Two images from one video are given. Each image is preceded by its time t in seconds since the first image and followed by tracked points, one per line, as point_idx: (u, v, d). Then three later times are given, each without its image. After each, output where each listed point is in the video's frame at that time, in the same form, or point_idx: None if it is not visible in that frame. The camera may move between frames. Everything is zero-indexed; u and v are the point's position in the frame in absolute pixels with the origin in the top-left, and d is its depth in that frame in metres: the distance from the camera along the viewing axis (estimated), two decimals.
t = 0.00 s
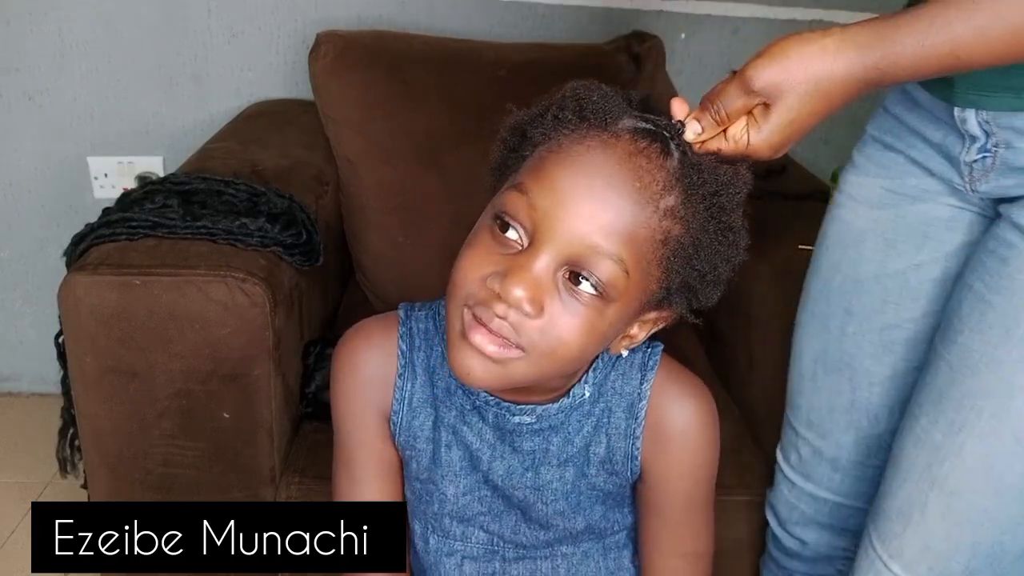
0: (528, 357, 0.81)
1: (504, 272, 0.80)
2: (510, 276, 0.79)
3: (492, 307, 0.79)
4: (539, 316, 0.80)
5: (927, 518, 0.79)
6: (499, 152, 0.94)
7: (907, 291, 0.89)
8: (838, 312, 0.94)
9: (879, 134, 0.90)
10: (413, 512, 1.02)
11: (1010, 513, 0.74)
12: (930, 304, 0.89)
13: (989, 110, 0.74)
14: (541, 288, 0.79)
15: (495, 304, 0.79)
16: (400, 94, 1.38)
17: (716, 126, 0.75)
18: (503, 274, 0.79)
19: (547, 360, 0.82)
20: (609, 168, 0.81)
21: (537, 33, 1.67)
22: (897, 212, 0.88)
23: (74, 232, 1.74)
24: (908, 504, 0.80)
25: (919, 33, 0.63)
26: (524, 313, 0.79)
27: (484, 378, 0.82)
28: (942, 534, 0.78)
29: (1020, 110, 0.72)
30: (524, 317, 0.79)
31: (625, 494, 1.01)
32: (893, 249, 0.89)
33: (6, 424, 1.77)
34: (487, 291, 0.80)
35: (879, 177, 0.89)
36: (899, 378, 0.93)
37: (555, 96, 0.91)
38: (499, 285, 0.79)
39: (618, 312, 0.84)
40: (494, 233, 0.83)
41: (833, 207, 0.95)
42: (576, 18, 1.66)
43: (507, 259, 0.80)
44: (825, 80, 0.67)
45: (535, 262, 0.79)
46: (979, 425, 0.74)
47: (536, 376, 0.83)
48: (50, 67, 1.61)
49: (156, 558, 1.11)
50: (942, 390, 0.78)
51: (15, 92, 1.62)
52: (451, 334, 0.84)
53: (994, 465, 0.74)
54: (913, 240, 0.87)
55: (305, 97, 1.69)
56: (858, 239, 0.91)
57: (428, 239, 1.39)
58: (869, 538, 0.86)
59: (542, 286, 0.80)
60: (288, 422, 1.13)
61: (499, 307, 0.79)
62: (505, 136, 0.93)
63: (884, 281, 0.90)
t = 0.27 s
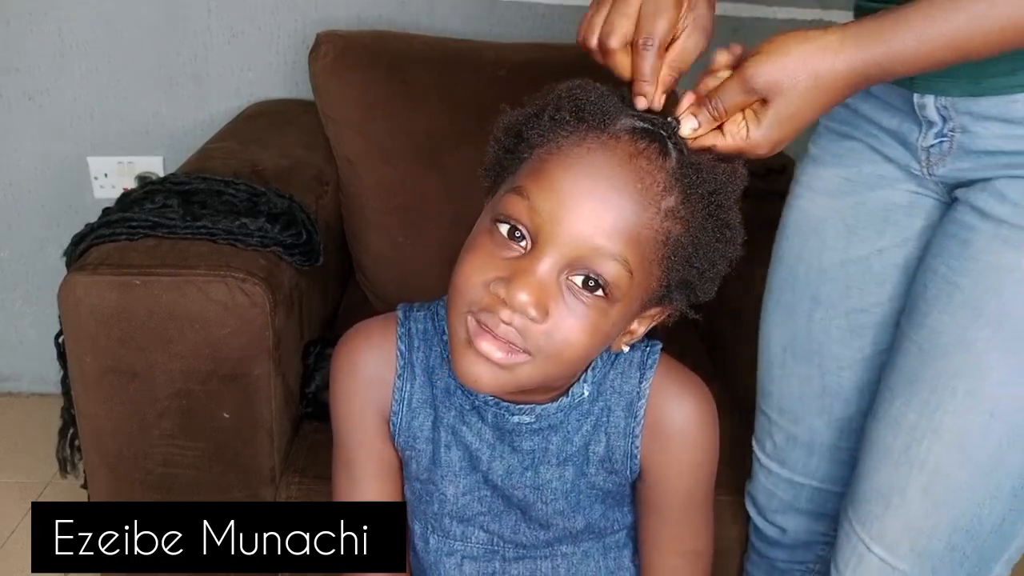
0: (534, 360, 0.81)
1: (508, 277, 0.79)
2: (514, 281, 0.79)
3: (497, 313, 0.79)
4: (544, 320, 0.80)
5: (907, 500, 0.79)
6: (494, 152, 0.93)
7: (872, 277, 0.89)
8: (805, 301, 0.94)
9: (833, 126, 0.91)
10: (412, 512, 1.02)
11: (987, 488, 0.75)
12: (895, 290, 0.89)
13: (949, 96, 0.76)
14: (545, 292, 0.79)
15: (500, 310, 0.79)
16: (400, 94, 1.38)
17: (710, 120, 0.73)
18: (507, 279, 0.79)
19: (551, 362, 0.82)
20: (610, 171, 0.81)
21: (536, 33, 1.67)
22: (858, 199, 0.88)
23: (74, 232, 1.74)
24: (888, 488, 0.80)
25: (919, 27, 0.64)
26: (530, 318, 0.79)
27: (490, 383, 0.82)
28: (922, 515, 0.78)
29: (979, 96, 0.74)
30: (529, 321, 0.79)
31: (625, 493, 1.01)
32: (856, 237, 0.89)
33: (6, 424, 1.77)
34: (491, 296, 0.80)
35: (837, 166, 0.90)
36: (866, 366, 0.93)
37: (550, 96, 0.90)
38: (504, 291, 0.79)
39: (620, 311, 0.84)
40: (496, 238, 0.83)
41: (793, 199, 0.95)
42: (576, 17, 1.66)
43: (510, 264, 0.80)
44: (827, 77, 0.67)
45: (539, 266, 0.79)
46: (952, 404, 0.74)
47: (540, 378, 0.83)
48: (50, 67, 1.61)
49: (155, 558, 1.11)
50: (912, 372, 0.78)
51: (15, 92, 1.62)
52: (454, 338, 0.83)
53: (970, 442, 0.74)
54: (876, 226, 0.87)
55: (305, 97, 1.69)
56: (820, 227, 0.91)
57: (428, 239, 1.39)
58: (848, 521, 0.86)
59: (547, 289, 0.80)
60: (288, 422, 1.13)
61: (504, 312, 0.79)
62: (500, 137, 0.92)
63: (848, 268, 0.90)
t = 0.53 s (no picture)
0: (536, 354, 0.81)
1: (509, 271, 0.79)
2: (516, 275, 0.79)
3: (500, 306, 0.79)
4: (546, 313, 0.80)
5: (900, 486, 0.78)
6: (489, 150, 0.93)
7: (851, 268, 0.89)
8: (787, 296, 0.94)
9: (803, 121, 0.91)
10: (411, 512, 1.02)
11: (978, 470, 0.75)
12: (874, 280, 0.89)
13: (923, 88, 0.76)
14: (547, 285, 0.79)
15: (503, 304, 0.79)
16: (400, 94, 1.38)
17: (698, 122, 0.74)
18: (508, 273, 0.79)
19: (553, 356, 0.82)
20: (610, 164, 0.81)
21: (536, 33, 1.67)
22: (834, 193, 0.88)
23: (74, 232, 1.74)
24: (881, 475, 0.80)
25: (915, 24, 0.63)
26: (533, 311, 0.79)
27: (493, 379, 0.82)
28: (916, 500, 0.77)
29: (953, 88, 0.74)
30: (532, 314, 0.79)
31: (622, 491, 1.01)
32: (835, 229, 0.89)
33: (6, 424, 1.77)
34: (492, 291, 0.80)
35: (809, 160, 0.90)
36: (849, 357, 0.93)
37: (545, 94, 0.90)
38: (506, 284, 0.79)
39: (620, 304, 0.84)
40: (496, 234, 0.83)
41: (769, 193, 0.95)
42: (575, 18, 1.66)
43: (510, 258, 0.80)
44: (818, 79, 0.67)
45: (540, 259, 0.80)
46: (942, 390, 0.75)
47: (542, 373, 0.83)
48: (50, 67, 1.60)
49: (156, 558, 1.11)
50: (898, 361, 0.79)
51: (15, 92, 1.62)
52: (455, 336, 0.83)
53: (961, 427, 0.74)
54: (852, 218, 0.88)
55: (305, 97, 1.69)
56: (797, 223, 0.92)
57: (427, 239, 1.39)
58: (843, 509, 0.85)
59: (548, 282, 0.80)
60: (288, 422, 1.13)
61: (507, 306, 0.79)
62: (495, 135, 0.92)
63: (827, 261, 0.90)
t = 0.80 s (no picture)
0: (523, 349, 0.82)
1: (494, 267, 0.80)
2: (500, 270, 0.79)
3: (485, 302, 0.80)
4: (531, 308, 0.80)
5: (905, 484, 0.78)
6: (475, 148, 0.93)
7: (842, 266, 0.89)
8: (778, 296, 0.94)
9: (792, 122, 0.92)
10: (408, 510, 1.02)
11: (982, 466, 0.75)
12: (865, 277, 0.89)
13: (914, 85, 0.77)
14: (532, 280, 0.80)
15: (488, 300, 0.79)
16: (400, 95, 1.38)
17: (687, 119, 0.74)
18: (493, 269, 0.80)
19: (540, 351, 0.82)
20: (591, 160, 0.81)
21: (536, 33, 1.67)
22: (825, 192, 0.88)
23: (74, 232, 1.74)
24: (885, 475, 0.79)
25: (903, 22, 0.63)
26: (517, 307, 0.79)
27: (481, 377, 0.82)
28: (921, 498, 0.77)
29: (944, 84, 0.75)
30: (516, 310, 0.79)
31: (617, 486, 1.01)
32: (825, 227, 0.89)
33: (6, 424, 1.77)
34: (478, 287, 0.80)
35: (799, 159, 0.90)
36: (841, 356, 0.93)
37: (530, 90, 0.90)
38: (490, 281, 0.79)
39: (606, 299, 0.84)
40: (482, 231, 0.83)
41: (758, 194, 0.95)
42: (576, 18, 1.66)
43: (495, 254, 0.81)
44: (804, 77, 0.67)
45: (524, 254, 0.80)
46: (943, 389, 0.74)
47: (530, 368, 0.83)
48: (50, 67, 1.61)
49: (156, 558, 1.11)
50: (896, 359, 0.78)
51: (15, 92, 1.62)
52: (444, 334, 0.84)
53: (963, 424, 0.74)
54: (843, 216, 0.88)
55: (305, 97, 1.69)
56: (788, 222, 0.92)
57: (427, 239, 1.40)
58: (846, 504, 0.85)
59: (532, 278, 0.80)
60: (288, 423, 1.13)
61: (491, 302, 0.79)
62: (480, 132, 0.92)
63: (818, 260, 0.90)
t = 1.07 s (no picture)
0: (518, 355, 0.81)
1: (486, 273, 0.80)
2: (492, 275, 0.79)
3: (479, 309, 0.79)
4: (524, 313, 0.80)
5: (906, 486, 0.78)
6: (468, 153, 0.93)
7: (843, 267, 0.89)
8: (780, 297, 0.94)
9: (794, 123, 0.92)
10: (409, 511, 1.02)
11: (983, 468, 0.75)
12: (867, 278, 0.89)
13: (913, 86, 0.77)
14: (525, 285, 0.79)
15: (481, 307, 0.79)
16: (400, 95, 1.38)
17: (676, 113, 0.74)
18: (485, 275, 0.80)
19: (535, 355, 0.82)
20: (582, 162, 0.81)
21: (536, 33, 1.67)
22: (827, 194, 0.88)
23: (74, 232, 1.74)
24: (886, 476, 0.80)
25: (886, 16, 0.64)
26: (511, 313, 0.79)
27: (477, 381, 0.82)
28: (922, 498, 0.77)
29: (943, 86, 0.75)
30: (510, 315, 0.79)
31: (619, 488, 1.01)
32: (827, 228, 0.89)
33: (6, 425, 1.77)
34: (471, 293, 0.80)
35: (800, 160, 0.90)
36: (842, 357, 0.93)
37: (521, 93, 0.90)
38: (483, 286, 0.79)
39: (601, 302, 0.84)
40: (474, 236, 0.83)
41: (759, 195, 0.96)
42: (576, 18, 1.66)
43: (488, 260, 0.81)
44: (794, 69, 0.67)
45: (516, 260, 0.80)
46: (944, 390, 0.75)
47: (526, 373, 0.83)
48: (50, 67, 1.61)
49: (156, 558, 1.11)
50: (897, 360, 0.78)
51: (15, 92, 1.62)
52: (440, 340, 0.84)
53: (963, 425, 0.74)
54: (844, 217, 0.88)
55: (305, 97, 1.69)
56: (790, 223, 0.92)
57: (427, 239, 1.40)
58: (847, 505, 0.85)
59: (525, 283, 0.80)
60: (288, 423, 1.13)
61: (485, 308, 0.79)
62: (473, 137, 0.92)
63: (819, 261, 0.90)
